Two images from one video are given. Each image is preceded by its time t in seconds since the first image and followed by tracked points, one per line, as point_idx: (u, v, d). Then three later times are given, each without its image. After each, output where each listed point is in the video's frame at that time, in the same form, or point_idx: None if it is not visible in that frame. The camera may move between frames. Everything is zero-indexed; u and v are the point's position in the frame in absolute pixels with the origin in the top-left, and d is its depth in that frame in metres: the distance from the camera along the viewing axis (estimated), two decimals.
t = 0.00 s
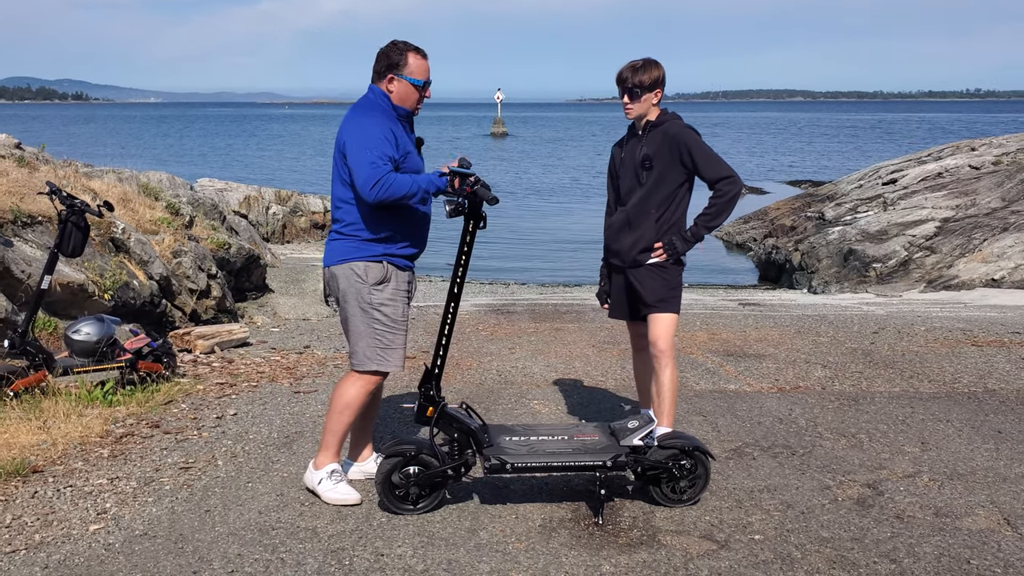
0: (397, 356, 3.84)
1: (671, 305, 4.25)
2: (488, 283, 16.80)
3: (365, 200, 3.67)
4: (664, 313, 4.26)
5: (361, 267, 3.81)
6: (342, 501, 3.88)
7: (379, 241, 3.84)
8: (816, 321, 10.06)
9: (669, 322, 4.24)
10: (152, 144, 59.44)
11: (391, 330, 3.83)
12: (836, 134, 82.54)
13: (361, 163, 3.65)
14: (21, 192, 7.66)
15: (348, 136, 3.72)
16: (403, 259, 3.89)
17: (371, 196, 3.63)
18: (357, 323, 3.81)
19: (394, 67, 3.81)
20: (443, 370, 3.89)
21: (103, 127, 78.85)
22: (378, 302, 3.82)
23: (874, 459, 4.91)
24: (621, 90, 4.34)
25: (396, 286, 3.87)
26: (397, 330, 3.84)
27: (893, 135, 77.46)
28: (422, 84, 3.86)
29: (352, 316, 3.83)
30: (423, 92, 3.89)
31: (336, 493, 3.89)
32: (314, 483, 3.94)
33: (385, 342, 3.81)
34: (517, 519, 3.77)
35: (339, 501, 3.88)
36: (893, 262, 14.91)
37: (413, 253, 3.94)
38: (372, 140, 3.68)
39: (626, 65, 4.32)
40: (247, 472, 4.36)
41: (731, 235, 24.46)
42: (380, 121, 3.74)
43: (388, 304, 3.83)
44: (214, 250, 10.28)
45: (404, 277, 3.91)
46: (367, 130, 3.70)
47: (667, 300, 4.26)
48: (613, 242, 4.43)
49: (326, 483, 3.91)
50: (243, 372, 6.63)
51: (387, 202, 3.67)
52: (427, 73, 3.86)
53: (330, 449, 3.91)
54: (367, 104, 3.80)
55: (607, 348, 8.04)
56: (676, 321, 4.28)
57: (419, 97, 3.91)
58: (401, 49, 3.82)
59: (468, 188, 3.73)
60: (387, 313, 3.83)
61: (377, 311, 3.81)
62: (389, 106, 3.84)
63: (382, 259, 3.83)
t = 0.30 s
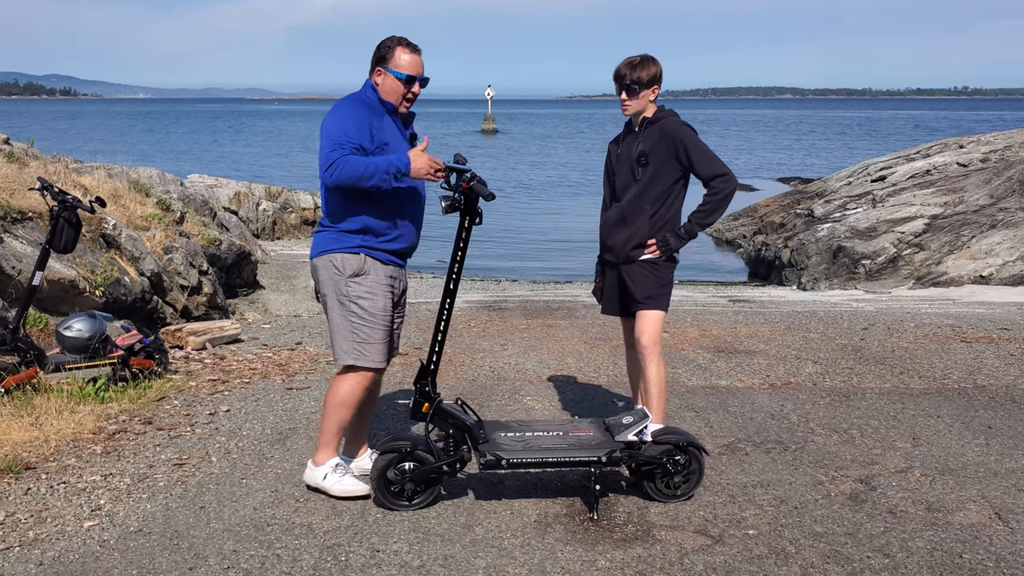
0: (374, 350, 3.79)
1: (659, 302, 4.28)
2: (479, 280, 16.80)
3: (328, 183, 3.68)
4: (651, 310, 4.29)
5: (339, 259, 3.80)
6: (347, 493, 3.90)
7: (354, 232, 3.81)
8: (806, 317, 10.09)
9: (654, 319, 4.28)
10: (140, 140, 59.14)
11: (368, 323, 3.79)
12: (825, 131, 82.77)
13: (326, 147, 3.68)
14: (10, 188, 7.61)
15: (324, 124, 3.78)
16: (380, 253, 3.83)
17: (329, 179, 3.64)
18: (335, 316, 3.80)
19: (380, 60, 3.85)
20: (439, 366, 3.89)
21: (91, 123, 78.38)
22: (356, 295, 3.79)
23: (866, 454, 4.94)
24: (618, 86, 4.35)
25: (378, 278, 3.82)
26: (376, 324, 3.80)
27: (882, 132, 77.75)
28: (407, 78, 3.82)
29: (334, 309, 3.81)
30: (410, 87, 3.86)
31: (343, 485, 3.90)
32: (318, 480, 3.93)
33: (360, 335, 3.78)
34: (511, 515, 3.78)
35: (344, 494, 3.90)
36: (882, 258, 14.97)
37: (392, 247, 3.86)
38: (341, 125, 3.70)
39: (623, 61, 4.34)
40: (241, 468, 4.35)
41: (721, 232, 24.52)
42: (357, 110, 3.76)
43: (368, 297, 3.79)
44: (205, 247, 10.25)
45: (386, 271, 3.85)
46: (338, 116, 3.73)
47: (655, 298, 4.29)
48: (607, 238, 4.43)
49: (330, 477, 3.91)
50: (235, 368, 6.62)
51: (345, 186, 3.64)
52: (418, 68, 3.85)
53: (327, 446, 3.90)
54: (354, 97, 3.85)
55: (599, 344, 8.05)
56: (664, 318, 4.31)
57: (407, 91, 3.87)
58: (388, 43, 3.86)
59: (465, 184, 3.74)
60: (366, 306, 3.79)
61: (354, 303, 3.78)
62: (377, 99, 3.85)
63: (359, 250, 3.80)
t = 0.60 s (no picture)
0: (358, 352, 3.75)
1: (657, 299, 4.26)
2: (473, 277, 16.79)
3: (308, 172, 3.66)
4: (650, 308, 4.27)
5: (323, 261, 3.78)
6: (353, 497, 3.85)
7: (338, 230, 3.79)
8: (800, 315, 10.12)
9: (653, 316, 4.25)
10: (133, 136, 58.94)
11: (352, 325, 3.76)
12: (819, 129, 82.91)
13: (305, 138, 3.67)
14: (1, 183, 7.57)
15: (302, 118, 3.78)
16: (364, 253, 3.81)
17: (307, 164, 3.62)
18: (320, 319, 3.77)
19: (359, 52, 3.82)
20: (433, 363, 3.89)
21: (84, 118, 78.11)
22: (340, 297, 3.76)
23: (859, 452, 4.95)
24: (616, 83, 4.33)
25: (361, 279, 3.80)
26: (361, 325, 3.77)
27: (875, 131, 77.90)
28: (387, 70, 3.79)
29: (319, 314, 3.79)
30: (391, 79, 3.83)
31: (348, 491, 3.84)
32: (320, 490, 3.87)
33: (344, 338, 3.74)
34: (505, 512, 3.78)
35: (350, 499, 3.84)
36: (875, 256, 15.00)
37: (376, 245, 3.84)
38: (319, 117, 3.69)
39: (621, 58, 4.32)
40: (234, 465, 4.34)
41: (715, 229, 24.54)
42: (335, 104, 3.75)
43: (352, 299, 3.77)
44: (198, 243, 10.23)
45: (369, 272, 3.83)
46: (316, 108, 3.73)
47: (652, 295, 4.27)
48: (601, 235, 4.43)
49: (333, 485, 3.86)
50: (229, 365, 6.60)
51: (323, 171, 3.60)
52: (398, 60, 3.82)
53: (325, 455, 3.85)
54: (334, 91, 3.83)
55: (593, 342, 8.04)
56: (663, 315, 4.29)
57: (387, 84, 3.84)
58: (366, 33, 3.83)
59: (458, 181, 3.72)
60: (351, 308, 3.76)
61: (338, 306, 3.76)
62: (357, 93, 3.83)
63: (343, 252, 3.78)
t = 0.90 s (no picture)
0: (345, 355, 3.75)
1: (656, 298, 4.26)
2: (471, 275, 16.80)
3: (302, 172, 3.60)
4: (649, 307, 4.26)
5: (309, 263, 3.74)
6: (348, 496, 3.84)
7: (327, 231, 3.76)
8: (798, 314, 10.12)
9: (653, 315, 4.24)
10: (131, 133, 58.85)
11: (340, 328, 3.75)
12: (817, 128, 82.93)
13: (298, 138, 3.61)
14: None
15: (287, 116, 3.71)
16: (352, 252, 3.80)
17: (305, 164, 3.56)
18: (306, 322, 3.75)
19: (338, 46, 3.79)
20: (427, 361, 3.88)
21: (82, 115, 78.01)
22: (328, 301, 3.74)
23: (855, 451, 4.95)
24: (612, 83, 4.32)
25: (347, 282, 3.78)
26: (348, 329, 3.76)
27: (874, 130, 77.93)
28: (370, 64, 3.79)
29: (305, 316, 3.76)
30: (373, 73, 3.82)
31: (342, 490, 3.84)
32: (314, 488, 3.87)
33: (333, 342, 3.73)
34: (500, 510, 3.78)
35: (345, 497, 3.84)
36: (873, 255, 15.00)
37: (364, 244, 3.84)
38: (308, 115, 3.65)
39: (616, 57, 4.31)
40: (229, 463, 4.34)
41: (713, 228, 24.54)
42: (320, 102, 3.71)
43: (340, 303, 3.75)
44: (194, 241, 10.22)
45: (356, 273, 3.81)
46: (303, 106, 3.67)
47: (652, 294, 4.27)
48: (599, 235, 4.42)
49: (327, 483, 3.86)
50: (225, 363, 6.59)
51: (321, 170, 3.56)
52: (379, 53, 3.81)
53: (316, 455, 3.85)
54: (314, 87, 3.79)
55: (589, 340, 8.04)
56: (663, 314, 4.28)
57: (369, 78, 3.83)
58: (347, 27, 3.80)
59: (453, 179, 3.72)
60: (337, 311, 3.75)
61: (326, 309, 3.74)
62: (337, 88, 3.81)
63: (331, 254, 3.75)
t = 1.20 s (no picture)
0: (339, 356, 3.76)
1: (654, 297, 4.26)
2: (470, 273, 16.79)
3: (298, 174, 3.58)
4: (647, 306, 4.26)
5: (303, 265, 3.73)
6: (343, 493, 3.85)
7: (322, 232, 3.75)
8: (796, 312, 10.13)
9: (650, 314, 4.24)
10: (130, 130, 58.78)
11: (334, 329, 3.75)
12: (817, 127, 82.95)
13: (293, 139, 3.58)
14: None
15: (278, 117, 3.68)
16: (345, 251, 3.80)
17: (303, 167, 3.54)
18: (300, 324, 3.75)
19: (323, 42, 3.78)
20: (423, 360, 3.88)
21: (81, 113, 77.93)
22: (322, 302, 3.74)
23: (851, 449, 4.96)
24: (607, 83, 4.31)
25: (340, 283, 3.79)
26: (341, 330, 3.77)
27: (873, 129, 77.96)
28: (357, 60, 3.79)
29: (298, 317, 3.75)
30: (360, 69, 3.83)
31: (337, 487, 3.85)
32: (309, 486, 3.87)
33: (327, 343, 3.73)
34: (495, 509, 3.78)
35: (340, 495, 3.85)
36: (872, 254, 15.02)
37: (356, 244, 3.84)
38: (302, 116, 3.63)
39: (611, 58, 4.31)
40: (225, 460, 4.34)
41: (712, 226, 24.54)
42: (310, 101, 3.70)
43: (333, 304, 3.75)
44: (193, 238, 10.22)
45: (348, 273, 3.82)
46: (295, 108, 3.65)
47: (650, 293, 4.27)
48: (596, 234, 4.42)
49: (322, 481, 3.86)
50: (222, 361, 6.59)
51: (320, 174, 3.55)
52: (365, 49, 3.81)
53: (309, 455, 3.86)
54: (302, 85, 3.77)
55: (587, 339, 8.04)
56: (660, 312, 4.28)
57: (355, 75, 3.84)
58: (333, 23, 3.78)
59: (448, 177, 3.72)
60: (331, 312, 3.75)
61: (320, 311, 3.74)
62: (325, 86, 3.80)
63: (324, 256, 3.75)
